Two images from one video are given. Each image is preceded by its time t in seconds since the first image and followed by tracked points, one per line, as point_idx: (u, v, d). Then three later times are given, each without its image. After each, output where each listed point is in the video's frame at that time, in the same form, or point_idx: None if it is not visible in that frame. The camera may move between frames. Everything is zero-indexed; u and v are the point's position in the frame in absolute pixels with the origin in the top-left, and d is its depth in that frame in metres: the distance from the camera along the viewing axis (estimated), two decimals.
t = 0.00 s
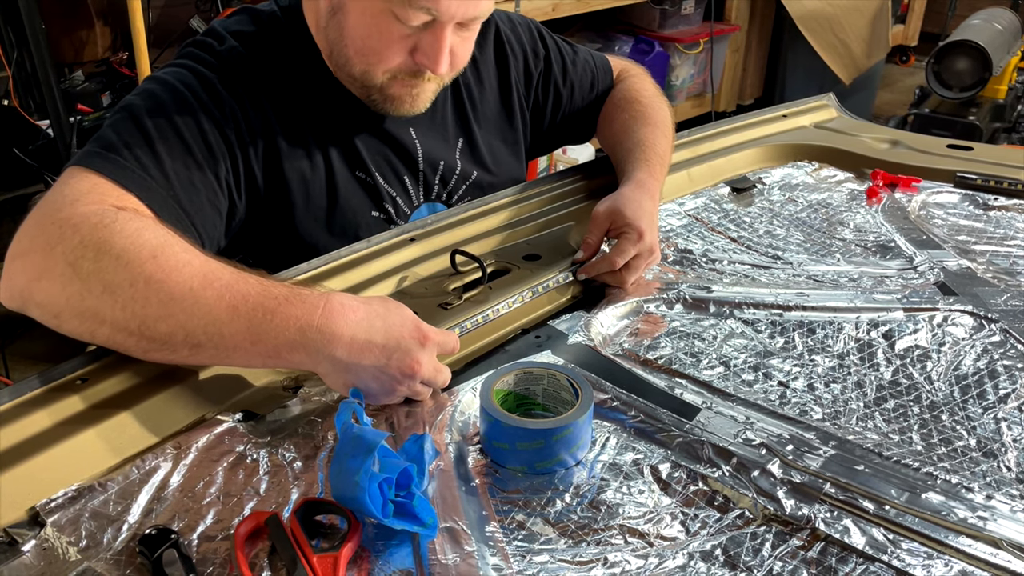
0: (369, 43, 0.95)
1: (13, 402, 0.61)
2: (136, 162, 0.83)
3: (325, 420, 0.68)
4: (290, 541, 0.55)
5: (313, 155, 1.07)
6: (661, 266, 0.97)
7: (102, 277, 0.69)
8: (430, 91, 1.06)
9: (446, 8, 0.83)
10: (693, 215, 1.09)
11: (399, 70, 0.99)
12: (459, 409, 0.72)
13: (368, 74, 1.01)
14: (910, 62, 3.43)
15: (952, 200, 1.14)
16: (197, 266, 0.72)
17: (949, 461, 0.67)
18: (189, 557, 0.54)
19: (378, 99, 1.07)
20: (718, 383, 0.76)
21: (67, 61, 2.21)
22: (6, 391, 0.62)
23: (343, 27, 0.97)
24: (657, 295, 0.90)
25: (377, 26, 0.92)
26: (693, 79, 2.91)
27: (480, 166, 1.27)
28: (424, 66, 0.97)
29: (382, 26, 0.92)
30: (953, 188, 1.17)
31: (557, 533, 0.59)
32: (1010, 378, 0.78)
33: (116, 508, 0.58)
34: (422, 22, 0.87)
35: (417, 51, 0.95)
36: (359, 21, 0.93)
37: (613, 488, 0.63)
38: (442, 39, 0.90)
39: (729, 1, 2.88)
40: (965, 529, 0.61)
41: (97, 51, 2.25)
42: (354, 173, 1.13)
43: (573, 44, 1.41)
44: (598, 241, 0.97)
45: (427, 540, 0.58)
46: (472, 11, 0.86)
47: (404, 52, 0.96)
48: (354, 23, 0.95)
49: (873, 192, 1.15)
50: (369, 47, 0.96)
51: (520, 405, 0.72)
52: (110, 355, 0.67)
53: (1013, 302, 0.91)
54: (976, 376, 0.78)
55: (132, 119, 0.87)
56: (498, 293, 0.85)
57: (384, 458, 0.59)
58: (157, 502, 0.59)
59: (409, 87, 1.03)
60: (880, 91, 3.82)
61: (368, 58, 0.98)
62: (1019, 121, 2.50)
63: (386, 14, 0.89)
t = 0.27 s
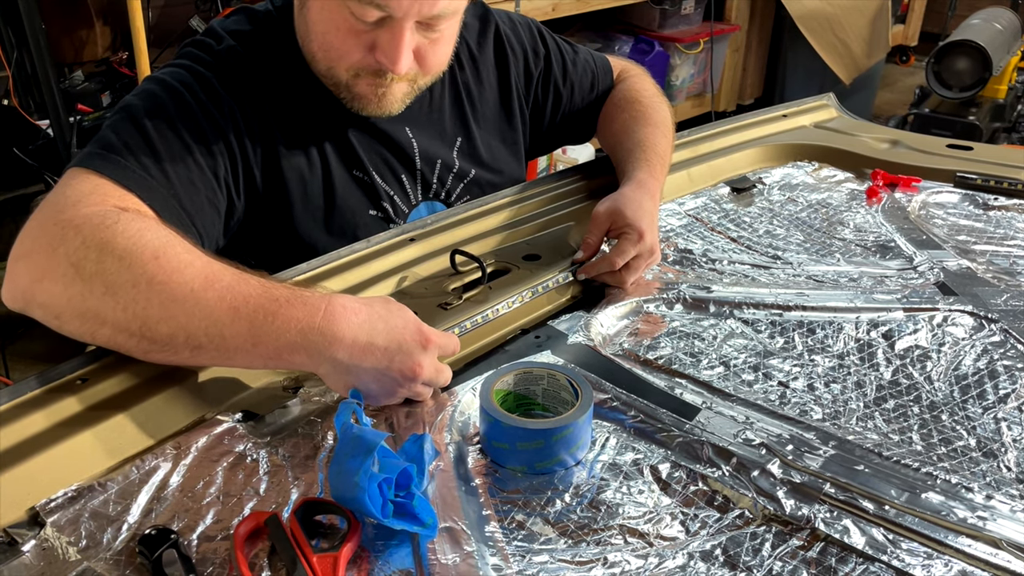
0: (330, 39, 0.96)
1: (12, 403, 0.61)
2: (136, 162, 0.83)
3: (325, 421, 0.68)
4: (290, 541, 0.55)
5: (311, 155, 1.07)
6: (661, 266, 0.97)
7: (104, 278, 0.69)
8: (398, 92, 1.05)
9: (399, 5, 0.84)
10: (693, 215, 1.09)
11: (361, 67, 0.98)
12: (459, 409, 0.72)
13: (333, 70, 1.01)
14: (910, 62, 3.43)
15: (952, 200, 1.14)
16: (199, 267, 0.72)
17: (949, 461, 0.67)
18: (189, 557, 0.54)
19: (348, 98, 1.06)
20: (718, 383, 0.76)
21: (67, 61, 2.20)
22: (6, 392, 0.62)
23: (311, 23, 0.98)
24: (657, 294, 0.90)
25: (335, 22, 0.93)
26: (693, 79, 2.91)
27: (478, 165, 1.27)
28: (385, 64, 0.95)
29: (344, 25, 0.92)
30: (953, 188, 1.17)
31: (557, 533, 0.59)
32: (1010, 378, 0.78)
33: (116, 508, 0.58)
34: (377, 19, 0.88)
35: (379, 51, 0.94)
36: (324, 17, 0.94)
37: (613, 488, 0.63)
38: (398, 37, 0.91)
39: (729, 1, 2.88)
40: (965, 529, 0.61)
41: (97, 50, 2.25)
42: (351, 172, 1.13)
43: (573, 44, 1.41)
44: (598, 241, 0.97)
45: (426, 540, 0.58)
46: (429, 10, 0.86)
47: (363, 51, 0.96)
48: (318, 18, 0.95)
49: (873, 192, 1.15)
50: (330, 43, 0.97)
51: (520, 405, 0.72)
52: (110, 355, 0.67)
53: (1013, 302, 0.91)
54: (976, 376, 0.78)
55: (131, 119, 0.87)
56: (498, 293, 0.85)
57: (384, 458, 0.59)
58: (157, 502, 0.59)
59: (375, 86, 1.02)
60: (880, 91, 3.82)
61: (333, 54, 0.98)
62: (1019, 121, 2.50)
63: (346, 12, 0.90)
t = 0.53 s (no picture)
0: (310, 40, 0.96)
1: (11, 403, 0.61)
2: (137, 161, 0.83)
3: (327, 421, 0.68)
4: (290, 541, 0.55)
5: (306, 153, 1.08)
6: (661, 266, 0.97)
7: (109, 277, 0.69)
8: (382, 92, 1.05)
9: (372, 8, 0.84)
10: (693, 215, 1.09)
11: (341, 69, 0.98)
12: (459, 409, 0.72)
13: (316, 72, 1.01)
14: (910, 62, 3.43)
15: (952, 200, 1.14)
16: (203, 266, 0.72)
17: (949, 461, 0.67)
18: (189, 557, 0.54)
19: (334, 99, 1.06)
20: (718, 383, 0.76)
21: (67, 61, 2.21)
22: (6, 391, 0.62)
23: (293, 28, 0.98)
24: (657, 294, 0.90)
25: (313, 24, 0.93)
26: (693, 79, 2.91)
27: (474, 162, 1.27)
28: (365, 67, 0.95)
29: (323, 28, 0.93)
30: (954, 188, 1.17)
31: (557, 533, 0.59)
32: (1010, 378, 0.78)
33: (116, 508, 0.58)
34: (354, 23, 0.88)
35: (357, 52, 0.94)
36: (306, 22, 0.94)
37: (613, 488, 0.63)
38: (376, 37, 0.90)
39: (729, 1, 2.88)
40: (965, 529, 0.61)
41: (97, 50, 2.25)
42: (345, 170, 1.13)
43: (571, 43, 1.41)
44: (598, 242, 0.96)
45: (426, 540, 0.58)
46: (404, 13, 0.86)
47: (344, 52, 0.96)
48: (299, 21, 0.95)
49: (873, 192, 1.15)
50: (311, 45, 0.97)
51: (520, 405, 0.72)
52: (111, 354, 0.67)
53: (1013, 302, 0.91)
54: (976, 376, 0.78)
55: (130, 119, 0.87)
56: (498, 293, 0.85)
57: (384, 459, 0.59)
58: (158, 501, 0.59)
59: (358, 87, 1.02)
60: (880, 91, 3.82)
61: (315, 57, 0.99)
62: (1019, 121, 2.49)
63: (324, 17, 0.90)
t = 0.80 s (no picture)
0: (308, 40, 0.97)
1: (11, 404, 0.61)
2: (136, 160, 0.83)
3: (327, 422, 0.68)
4: (290, 542, 0.55)
5: (303, 152, 1.07)
6: (661, 266, 0.97)
7: (110, 277, 0.69)
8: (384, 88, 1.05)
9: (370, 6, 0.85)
10: (693, 216, 1.09)
11: (341, 67, 0.98)
12: (459, 410, 0.72)
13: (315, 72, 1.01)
14: (910, 62, 3.43)
15: (953, 200, 1.14)
16: (204, 266, 0.72)
17: (949, 461, 0.67)
18: (189, 558, 0.54)
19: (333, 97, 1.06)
20: (719, 383, 0.76)
21: (67, 61, 2.21)
22: (6, 392, 0.62)
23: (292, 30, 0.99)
24: (657, 295, 0.90)
25: (310, 24, 0.94)
26: (693, 79, 2.91)
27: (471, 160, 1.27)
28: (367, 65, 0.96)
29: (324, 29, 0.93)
30: (954, 188, 1.17)
31: (557, 534, 0.59)
32: (1011, 378, 0.78)
33: (116, 509, 0.58)
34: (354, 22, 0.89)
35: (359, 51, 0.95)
36: (305, 23, 0.95)
37: (614, 488, 0.63)
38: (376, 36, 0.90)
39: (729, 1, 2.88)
40: (966, 529, 0.61)
41: (97, 50, 2.25)
42: (343, 168, 1.13)
43: (568, 43, 1.41)
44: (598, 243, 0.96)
45: (426, 541, 0.58)
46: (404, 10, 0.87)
47: (346, 50, 0.96)
48: (298, 23, 0.96)
49: (873, 192, 1.15)
50: (308, 45, 0.97)
51: (520, 405, 0.72)
52: (111, 355, 0.67)
53: (1013, 302, 0.91)
54: (976, 376, 0.78)
55: (128, 118, 0.87)
56: (498, 293, 0.85)
57: (384, 460, 0.59)
58: (158, 502, 0.59)
59: (357, 85, 1.02)
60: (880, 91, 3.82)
61: (314, 57, 0.99)
62: (1019, 121, 2.49)
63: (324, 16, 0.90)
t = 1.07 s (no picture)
0: (392, 49, 0.95)
1: (12, 405, 0.61)
2: (133, 161, 0.83)
3: (327, 422, 0.68)
4: (290, 542, 0.55)
5: (302, 152, 1.07)
6: (661, 266, 0.97)
7: (108, 278, 0.69)
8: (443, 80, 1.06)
9: None
10: (693, 216, 1.09)
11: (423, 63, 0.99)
12: (459, 410, 0.72)
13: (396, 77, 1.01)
14: (910, 61, 3.43)
15: (952, 200, 1.14)
16: (203, 267, 0.72)
17: (949, 461, 0.67)
18: (189, 558, 0.54)
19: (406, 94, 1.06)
20: (718, 383, 0.76)
21: (67, 61, 2.21)
22: (6, 392, 0.62)
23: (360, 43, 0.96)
24: (657, 295, 0.90)
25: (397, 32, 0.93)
26: (693, 79, 2.91)
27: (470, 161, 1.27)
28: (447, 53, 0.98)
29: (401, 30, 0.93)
30: (954, 188, 1.17)
31: (557, 534, 0.59)
32: (1011, 378, 0.78)
33: (116, 509, 0.58)
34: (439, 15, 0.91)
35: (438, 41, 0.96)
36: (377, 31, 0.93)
37: (614, 488, 0.63)
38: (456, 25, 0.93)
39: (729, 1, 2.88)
40: (966, 529, 0.61)
41: (97, 50, 2.25)
42: (341, 168, 1.13)
43: (565, 44, 1.41)
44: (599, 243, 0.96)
45: (427, 541, 0.58)
46: None
47: (424, 43, 0.96)
48: (369, 33, 0.94)
49: (873, 192, 1.15)
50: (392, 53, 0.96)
51: (520, 405, 0.72)
52: (111, 355, 0.68)
53: (1013, 302, 0.91)
54: (976, 376, 0.78)
55: (125, 119, 0.87)
56: (498, 294, 0.85)
57: (384, 460, 0.59)
58: (158, 502, 0.59)
59: (420, 75, 1.01)
60: (880, 91, 3.82)
61: (389, 62, 0.98)
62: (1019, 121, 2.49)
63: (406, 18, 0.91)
